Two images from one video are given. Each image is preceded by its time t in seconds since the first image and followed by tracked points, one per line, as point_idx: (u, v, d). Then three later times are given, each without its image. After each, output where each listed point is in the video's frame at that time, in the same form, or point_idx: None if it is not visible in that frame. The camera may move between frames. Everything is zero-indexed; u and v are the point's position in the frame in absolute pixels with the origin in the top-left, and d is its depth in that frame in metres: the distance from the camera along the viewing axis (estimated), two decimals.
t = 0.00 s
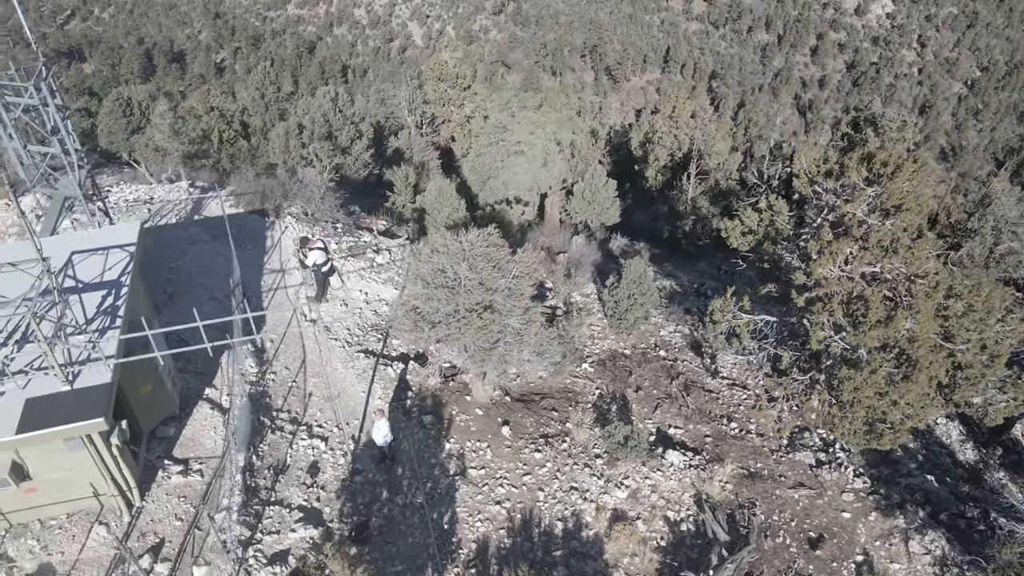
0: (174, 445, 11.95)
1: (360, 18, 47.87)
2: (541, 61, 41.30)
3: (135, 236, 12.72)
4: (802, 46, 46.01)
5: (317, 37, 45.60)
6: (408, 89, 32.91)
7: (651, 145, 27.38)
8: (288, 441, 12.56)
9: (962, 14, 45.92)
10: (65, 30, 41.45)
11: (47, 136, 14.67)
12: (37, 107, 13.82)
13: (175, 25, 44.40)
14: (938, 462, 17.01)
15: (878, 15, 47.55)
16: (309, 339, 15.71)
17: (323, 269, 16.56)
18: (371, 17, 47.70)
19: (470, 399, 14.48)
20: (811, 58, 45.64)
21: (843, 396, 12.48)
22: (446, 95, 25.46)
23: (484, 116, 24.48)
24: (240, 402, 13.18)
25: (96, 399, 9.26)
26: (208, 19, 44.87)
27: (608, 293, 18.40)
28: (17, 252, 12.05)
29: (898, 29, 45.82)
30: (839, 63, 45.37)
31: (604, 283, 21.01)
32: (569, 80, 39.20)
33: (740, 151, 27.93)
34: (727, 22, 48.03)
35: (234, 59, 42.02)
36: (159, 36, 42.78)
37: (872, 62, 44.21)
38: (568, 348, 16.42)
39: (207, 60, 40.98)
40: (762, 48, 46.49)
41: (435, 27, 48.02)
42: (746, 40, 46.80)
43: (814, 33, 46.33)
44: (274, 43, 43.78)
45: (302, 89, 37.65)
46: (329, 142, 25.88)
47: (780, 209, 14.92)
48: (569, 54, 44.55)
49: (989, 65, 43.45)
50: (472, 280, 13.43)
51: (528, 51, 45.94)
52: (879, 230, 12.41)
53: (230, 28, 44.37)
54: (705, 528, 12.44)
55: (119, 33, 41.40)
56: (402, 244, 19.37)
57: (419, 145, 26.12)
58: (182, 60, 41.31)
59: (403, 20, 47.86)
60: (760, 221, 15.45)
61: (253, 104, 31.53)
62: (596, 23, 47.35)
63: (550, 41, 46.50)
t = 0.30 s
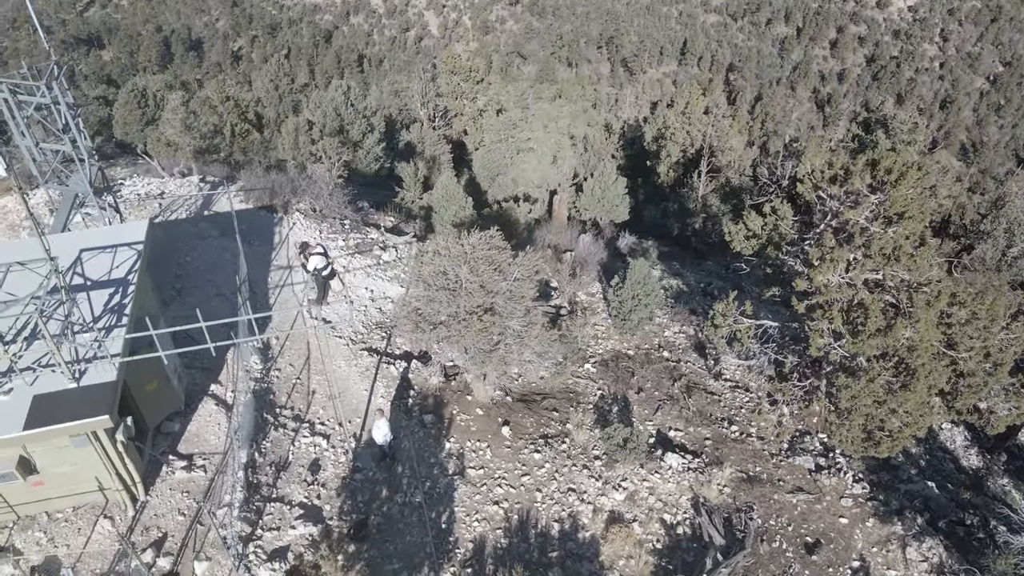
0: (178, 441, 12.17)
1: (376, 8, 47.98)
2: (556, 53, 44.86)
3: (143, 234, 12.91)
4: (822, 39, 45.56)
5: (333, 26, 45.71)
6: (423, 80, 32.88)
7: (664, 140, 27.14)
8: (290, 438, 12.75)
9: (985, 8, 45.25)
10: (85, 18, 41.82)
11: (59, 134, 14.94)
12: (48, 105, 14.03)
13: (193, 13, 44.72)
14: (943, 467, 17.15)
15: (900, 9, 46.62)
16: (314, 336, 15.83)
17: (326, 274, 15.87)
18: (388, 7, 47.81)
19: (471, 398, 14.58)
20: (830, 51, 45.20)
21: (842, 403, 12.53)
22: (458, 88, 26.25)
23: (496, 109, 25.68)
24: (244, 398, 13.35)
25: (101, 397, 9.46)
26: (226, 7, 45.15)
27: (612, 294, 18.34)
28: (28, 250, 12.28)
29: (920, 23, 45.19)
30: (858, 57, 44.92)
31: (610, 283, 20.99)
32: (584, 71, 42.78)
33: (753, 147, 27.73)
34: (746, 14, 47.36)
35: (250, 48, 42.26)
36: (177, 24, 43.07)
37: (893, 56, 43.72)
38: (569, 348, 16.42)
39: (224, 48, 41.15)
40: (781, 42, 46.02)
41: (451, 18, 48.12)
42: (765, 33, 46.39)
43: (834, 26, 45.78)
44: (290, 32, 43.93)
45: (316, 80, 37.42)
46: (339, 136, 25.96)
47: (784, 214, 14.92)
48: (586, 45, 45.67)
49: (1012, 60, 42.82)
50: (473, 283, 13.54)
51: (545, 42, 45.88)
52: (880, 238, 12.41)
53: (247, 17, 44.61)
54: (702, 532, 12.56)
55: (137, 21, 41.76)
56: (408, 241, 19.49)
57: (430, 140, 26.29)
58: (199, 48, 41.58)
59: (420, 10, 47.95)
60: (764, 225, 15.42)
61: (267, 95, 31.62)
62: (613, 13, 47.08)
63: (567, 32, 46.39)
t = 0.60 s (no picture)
0: (182, 436, 12.39)
1: None
2: (573, 45, 44.95)
3: (152, 233, 13.12)
4: (842, 33, 45.23)
5: (350, 15, 45.80)
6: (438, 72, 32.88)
7: (676, 136, 26.98)
8: (292, 435, 12.94)
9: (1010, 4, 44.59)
10: (106, 7, 42.30)
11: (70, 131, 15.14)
12: (59, 104, 14.29)
13: (212, 2, 45.07)
14: (944, 475, 16.73)
15: (923, 2, 46.41)
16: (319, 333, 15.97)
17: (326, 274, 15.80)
18: None
19: (472, 398, 14.72)
20: (850, 45, 44.82)
21: (839, 412, 12.61)
22: (472, 82, 27.08)
23: (509, 103, 25.81)
24: (249, 394, 13.57)
25: (105, 394, 9.69)
26: None
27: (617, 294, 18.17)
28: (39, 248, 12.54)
29: (943, 17, 44.71)
30: (879, 51, 44.47)
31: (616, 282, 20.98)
32: (601, 63, 42.99)
33: (767, 144, 27.53)
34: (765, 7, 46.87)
35: (268, 37, 42.37)
36: (197, 13, 43.40)
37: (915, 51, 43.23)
38: (572, 349, 16.44)
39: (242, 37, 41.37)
40: (800, 36, 45.58)
41: (468, 8, 48.32)
42: (784, 26, 46.06)
43: (855, 20, 45.43)
44: (309, 22, 44.13)
45: (331, 74, 37.15)
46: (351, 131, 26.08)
47: (788, 220, 14.93)
48: (602, 38, 45.54)
49: None
50: (473, 287, 13.68)
51: (562, 34, 45.81)
52: (881, 246, 12.43)
53: (266, 7, 44.87)
54: (697, 535, 12.68)
55: (157, 11, 42.16)
56: (415, 239, 19.58)
57: (442, 134, 27.34)
58: (218, 37, 41.88)
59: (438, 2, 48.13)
60: (768, 230, 15.41)
61: (282, 87, 31.81)
62: (630, 6, 46.87)
63: (584, 23, 46.31)
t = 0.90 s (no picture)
0: (186, 432, 12.62)
1: None
2: (590, 37, 43.78)
3: (160, 231, 13.34)
4: (863, 28, 45.19)
5: (368, 5, 45.85)
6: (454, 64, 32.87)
7: (690, 133, 26.76)
8: (295, 432, 13.13)
9: None
10: None
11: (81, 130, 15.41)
12: (70, 103, 14.56)
13: None
14: (945, 481, 16.63)
15: None
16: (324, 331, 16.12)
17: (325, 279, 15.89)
18: None
19: (473, 399, 14.82)
20: (872, 40, 44.68)
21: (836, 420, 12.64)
22: (486, 77, 27.60)
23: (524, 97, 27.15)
24: (252, 392, 13.75)
25: (111, 392, 9.95)
26: None
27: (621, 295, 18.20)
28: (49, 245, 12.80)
29: (966, 13, 44.98)
30: (901, 46, 44.11)
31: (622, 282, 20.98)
32: (618, 56, 42.03)
33: (782, 141, 27.22)
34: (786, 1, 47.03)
35: (286, 27, 42.52)
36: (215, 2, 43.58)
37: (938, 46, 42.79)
38: (575, 350, 16.45)
39: (259, 26, 41.45)
40: (820, 30, 45.08)
41: None
42: (804, 20, 46.03)
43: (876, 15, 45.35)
44: (326, 12, 44.20)
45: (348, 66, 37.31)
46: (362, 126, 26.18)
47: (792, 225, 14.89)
48: (620, 30, 44.98)
49: None
50: (474, 291, 13.82)
51: (579, 26, 45.20)
52: (882, 255, 12.45)
53: None
54: (693, 540, 12.81)
55: None
56: (422, 237, 19.63)
57: (454, 129, 27.69)
58: (236, 26, 42.08)
59: None
60: (772, 235, 15.39)
61: (297, 79, 31.93)
62: None
63: (601, 16, 45.95)
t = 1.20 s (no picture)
0: (191, 428, 12.86)
1: None
2: (608, 29, 40.94)
3: (168, 229, 13.55)
4: (887, 21, 44.39)
5: None
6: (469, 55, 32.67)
7: (703, 130, 26.50)
8: (297, 429, 13.33)
9: None
10: None
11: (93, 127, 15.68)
12: (81, 100, 14.80)
13: None
14: (948, 489, 16.52)
15: None
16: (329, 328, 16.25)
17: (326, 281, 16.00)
18: None
19: (474, 399, 14.87)
20: (894, 34, 43.90)
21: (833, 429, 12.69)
22: (499, 72, 27.15)
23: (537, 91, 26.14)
24: (257, 389, 13.94)
25: (116, 389, 10.18)
26: None
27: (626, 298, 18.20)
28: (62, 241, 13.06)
29: (992, 9, 44.24)
30: (924, 41, 43.48)
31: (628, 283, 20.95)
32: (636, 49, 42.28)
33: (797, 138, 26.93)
34: None
35: (303, 16, 42.51)
36: None
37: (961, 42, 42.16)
38: (576, 351, 16.47)
39: (277, 15, 41.46)
40: (842, 24, 44.40)
41: None
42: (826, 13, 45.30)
43: (899, 10, 44.73)
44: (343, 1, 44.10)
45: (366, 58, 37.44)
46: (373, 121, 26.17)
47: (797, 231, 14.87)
48: (638, 22, 42.86)
49: None
50: (475, 295, 14.01)
51: (597, 17, 42.69)
52: (884, 265, 12.48)
53: None
54: (688, 544, 12.92)
55: None
56: (429, 235, 19.71)
57: (466, 124, 26.78)
58: (255, 16, 42.29)
59: None
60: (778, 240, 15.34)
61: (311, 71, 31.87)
62: None
63: (620, 7, 44.28)
